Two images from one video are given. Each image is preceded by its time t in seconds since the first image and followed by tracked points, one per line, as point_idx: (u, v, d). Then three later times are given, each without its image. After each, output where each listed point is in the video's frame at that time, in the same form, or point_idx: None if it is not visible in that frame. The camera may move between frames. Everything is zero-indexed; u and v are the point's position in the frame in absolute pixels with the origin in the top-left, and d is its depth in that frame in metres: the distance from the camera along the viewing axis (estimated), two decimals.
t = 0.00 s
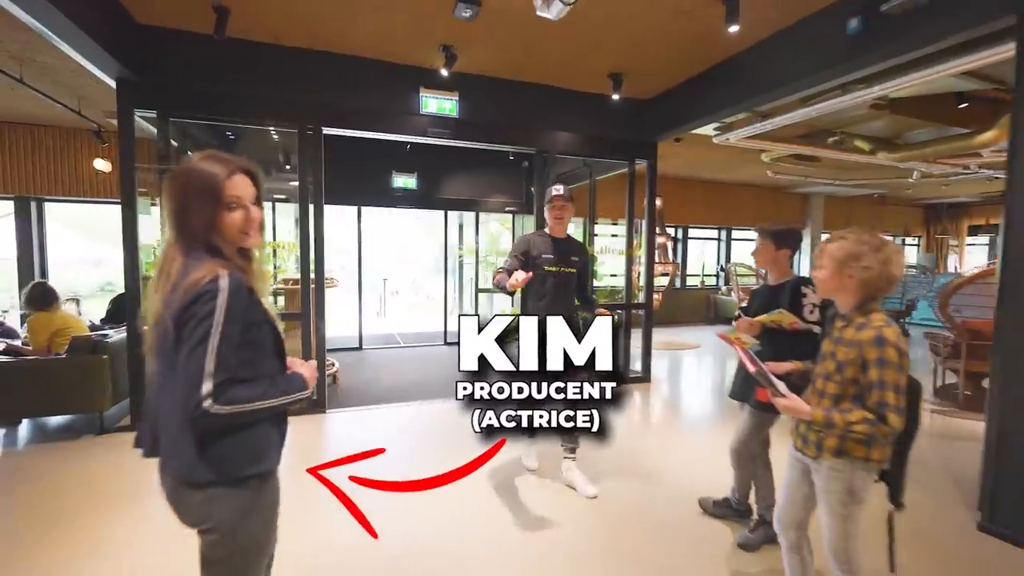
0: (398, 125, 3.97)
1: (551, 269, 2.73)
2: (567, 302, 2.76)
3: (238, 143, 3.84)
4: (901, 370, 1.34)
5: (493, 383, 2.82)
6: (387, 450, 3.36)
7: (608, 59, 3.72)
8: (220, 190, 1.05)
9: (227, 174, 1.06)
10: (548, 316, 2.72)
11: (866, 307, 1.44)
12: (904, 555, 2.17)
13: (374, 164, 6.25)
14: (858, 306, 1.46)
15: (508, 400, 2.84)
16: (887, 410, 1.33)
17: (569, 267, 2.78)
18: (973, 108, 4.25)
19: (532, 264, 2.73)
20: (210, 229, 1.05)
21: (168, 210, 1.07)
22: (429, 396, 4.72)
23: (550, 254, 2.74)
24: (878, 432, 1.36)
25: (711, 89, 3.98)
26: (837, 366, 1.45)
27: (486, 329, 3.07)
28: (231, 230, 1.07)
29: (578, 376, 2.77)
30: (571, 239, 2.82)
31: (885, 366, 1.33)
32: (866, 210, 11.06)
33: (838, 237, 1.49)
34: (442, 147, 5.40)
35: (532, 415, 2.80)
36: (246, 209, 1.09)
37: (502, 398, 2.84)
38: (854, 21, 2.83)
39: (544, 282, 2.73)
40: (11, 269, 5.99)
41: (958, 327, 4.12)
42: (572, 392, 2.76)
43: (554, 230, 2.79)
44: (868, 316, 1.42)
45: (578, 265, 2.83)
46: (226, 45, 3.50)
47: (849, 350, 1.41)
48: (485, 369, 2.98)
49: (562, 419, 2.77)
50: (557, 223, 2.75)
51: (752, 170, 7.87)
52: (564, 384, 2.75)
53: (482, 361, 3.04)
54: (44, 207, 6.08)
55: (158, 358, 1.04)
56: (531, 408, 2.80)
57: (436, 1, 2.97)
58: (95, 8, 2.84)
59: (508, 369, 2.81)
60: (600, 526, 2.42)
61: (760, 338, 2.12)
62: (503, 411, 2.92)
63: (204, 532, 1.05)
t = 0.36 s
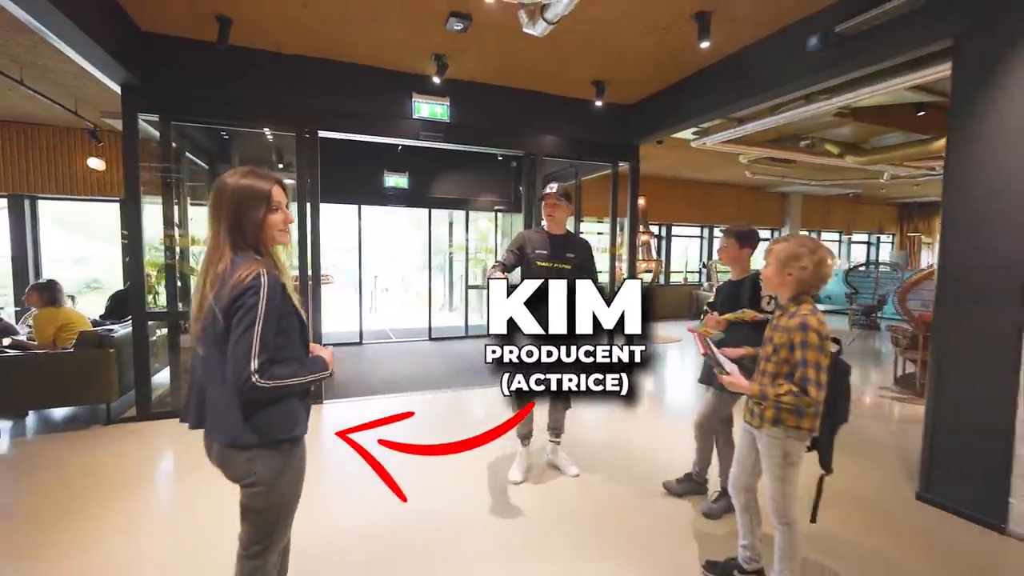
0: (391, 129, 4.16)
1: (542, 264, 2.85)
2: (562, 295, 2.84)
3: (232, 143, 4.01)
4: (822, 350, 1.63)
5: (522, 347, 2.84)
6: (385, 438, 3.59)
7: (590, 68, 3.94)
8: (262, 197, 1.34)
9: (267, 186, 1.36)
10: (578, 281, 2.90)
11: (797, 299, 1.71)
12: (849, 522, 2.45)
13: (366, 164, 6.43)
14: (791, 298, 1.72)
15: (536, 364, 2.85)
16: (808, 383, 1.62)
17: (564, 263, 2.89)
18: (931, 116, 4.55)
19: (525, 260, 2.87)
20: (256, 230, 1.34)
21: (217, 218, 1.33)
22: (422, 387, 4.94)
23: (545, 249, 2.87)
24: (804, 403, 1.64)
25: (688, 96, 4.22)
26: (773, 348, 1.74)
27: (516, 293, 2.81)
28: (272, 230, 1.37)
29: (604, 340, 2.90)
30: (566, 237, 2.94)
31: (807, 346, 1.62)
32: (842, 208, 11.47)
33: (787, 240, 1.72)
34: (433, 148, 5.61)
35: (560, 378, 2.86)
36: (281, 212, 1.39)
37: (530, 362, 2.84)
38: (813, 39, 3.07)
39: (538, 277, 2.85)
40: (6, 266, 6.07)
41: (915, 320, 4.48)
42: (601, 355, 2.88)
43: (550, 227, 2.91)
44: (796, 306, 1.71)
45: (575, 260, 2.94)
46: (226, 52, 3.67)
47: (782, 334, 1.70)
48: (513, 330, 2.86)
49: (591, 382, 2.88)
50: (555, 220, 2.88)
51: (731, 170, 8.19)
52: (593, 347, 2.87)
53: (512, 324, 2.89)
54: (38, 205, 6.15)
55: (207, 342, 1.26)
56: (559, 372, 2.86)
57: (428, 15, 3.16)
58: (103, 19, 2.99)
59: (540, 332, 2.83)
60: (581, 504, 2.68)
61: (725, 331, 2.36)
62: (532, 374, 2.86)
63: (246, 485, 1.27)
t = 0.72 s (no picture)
0: (386, 132, 4.27)
1: (518, 267, 2.76)
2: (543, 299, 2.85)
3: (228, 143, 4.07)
4: (786, 343, 1.76)
5: (530, 339, 2.82)
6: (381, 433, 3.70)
7: (579, 73, 4.07)
8: (263, 200, 1.46)
9: (268, 191, 1.48)
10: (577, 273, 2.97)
11: (766, 297, 1.85)
12: (819, 506, 2.61)
13: (362, 164, 6.53)
14: (761, 296, 1.87)
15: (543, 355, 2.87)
16: (777, 372, 1.74)
17: (539, 264, 2.81)
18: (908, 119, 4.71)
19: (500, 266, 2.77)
20: (260, 230, 1.47)
21: (223, 221, 1.46)
22: (416, 383, 5.07)
23: (520, 253, 2.78)
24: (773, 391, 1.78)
25: (674, 100, 4.35)
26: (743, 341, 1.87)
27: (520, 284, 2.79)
28: (274, 231, 1.50)
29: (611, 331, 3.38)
30: (541, 238, 2.85)
31: (775, 340, 1.76)
32: (830, 207, 11.68)
33: (766, 243, 1.85)
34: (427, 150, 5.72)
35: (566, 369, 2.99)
36: (282, 213, 1.51)
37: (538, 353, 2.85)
38: (790, 48, 3.24)
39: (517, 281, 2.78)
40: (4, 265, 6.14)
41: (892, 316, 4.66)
42: (606, 345, 3.24)
43: (523, 229, 2.80)
44: (763, 302, 1.85)
45: (552, 260, 2.85)
46: (224, 57, 3.76)
47: (752, 328, 1.83)
48: (519, 324, 2.80)
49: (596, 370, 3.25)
50: (529, 222, 2.77)
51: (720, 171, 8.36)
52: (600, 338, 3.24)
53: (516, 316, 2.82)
54: (35, 204, 6.21)
55: (217, 335, 1.39)
56: (564, 363, 2.98)
57: (421, 23, 3.28)
58: (106, 27, 3.08)
59: (544, 325, 2.86)
60: (568, 492, 2.83)
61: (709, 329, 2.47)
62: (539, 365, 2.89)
63: (254, 464, 1.40)
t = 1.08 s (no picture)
0: (383, 130, 4.31)
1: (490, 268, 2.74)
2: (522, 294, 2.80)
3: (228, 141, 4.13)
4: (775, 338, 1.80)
5: (516, 329, 2.76)
6: (376, 427, 3.77)
7: (574, 71, 4.11)
8: (254, 195, 1.74)
9: (260, 187, 1.76)
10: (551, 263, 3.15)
11: (752, 294, 1.89)
12: (806, 500, 2.66)
13: (361, 161, 6.58)
14: (746, 292, 1.91)
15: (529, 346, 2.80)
16: (770, 368, 1.78)
17: (510, 259, 2.78)
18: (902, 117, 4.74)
19: (471, 269, 2.73)
20: (253, 220, 1.73)
21: (229, 218, 1.77)
22: (414, 378, 5.13)
23: (487, 251, 2.74)
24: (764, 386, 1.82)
25: (669, 98, 4.38)
26: (731, 338, 1.90)
27: (508, 276, 2.75)
28: (266, 220, 1.75)
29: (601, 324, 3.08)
30: (506, 233, 2.80)
31: (766, 336, 1.79)
32: (829, 204, 11.68)
33: (750, 241, 1.88)
34: (425, 147, 5.77)
35: (553, 360, 2.95)
36: (272, 204, 1.77)
37: (523, 343, 2.78)
38: (781, 47, 3.29)
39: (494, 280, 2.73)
40: (7, 261, 6.20)
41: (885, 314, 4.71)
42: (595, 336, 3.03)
43: (488, 227, 2.75)
44: (749, 300, 1.88)
45: (521, 254, 2.83)
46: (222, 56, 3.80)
47: (741, 326, 1.86)
48: (506, 315, 2.74)
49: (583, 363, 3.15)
50: (495, 221, 2.71)
51: (718, 167, 8.39)
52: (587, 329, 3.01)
53: (506, 308, 2.72)
54: (37, 202, 6.27)
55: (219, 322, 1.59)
56: (552, 354, 2.95)
57: (416, 23, 3.32)
58: (104, 27, 3.12)
59: (529, 315, 2.83)
60: (560, 485, 2.89)
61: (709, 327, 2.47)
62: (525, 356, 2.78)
63: (244, 443, 1.54)
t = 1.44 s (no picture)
0: (377, 128, 4.26)
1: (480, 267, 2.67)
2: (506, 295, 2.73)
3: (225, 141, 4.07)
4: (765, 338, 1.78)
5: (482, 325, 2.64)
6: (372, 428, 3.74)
7: (570, 67, 4.03)
8: (237, 197, 1.70)
9: (244, 190, 1.71)
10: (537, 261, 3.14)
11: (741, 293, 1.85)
12: (807, 506, 2.56)
13: (359, 162, 6.53)
14: (733, 292, 1.85)
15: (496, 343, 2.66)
16: (763, 368, 1.75)
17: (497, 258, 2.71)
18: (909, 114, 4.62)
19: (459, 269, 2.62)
20: (233, 222, 1.69)
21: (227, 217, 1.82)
22: (410, 380, 5.07)
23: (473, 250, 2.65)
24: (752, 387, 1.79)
25: (668, 95, 4.29)
26: (720, 339, 1.84)
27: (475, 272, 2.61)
28: (248, 223, 1.70)
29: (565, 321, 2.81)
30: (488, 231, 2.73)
31: (759, 336, 1.76)
32: (835, 204, 11.51)
33: (733, 241, 1.82)
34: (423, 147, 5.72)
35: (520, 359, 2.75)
36: (255, 206, 1.72)
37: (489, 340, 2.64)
38: (781, 42, 3.20)
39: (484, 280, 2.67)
40: (6, 262, 6.20)
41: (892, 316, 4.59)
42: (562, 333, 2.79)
43: (470, 226, 2.68)
44: (739, 300, 1.83)
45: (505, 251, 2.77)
46: (214, 55, 3.76)
47: (732, 326, 1.80)
48: (472, 312, 2.63)
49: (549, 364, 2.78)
50: (479, 219, 2.64)
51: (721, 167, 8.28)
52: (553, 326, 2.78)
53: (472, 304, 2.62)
54: (37, 203, 6.26)
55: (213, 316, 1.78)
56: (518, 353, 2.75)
57: (407, 19, 3.26)
58: (92, 25, 3.08)
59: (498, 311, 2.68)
60: (553, 491, 2.81)
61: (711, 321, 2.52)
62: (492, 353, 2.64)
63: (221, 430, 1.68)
